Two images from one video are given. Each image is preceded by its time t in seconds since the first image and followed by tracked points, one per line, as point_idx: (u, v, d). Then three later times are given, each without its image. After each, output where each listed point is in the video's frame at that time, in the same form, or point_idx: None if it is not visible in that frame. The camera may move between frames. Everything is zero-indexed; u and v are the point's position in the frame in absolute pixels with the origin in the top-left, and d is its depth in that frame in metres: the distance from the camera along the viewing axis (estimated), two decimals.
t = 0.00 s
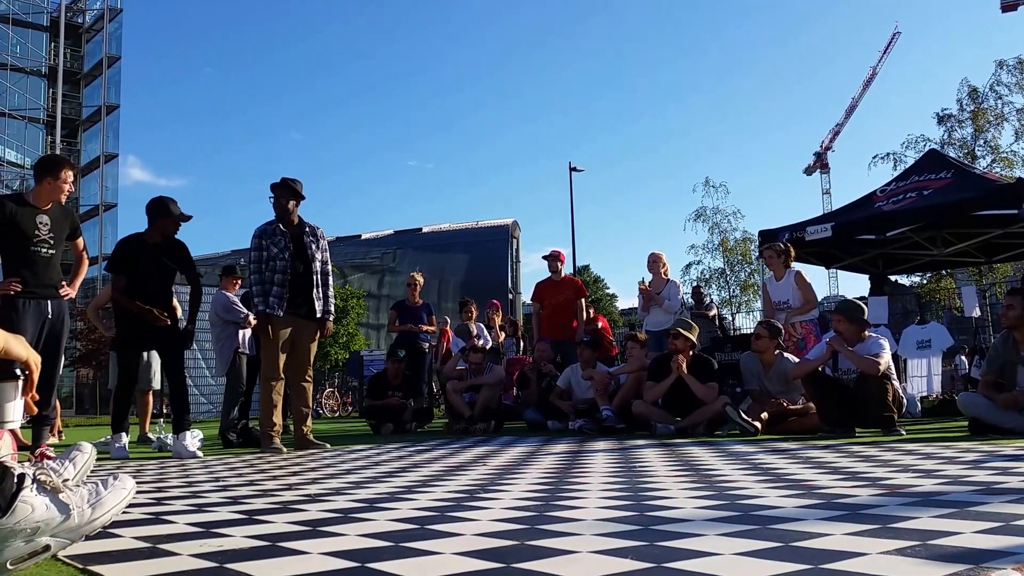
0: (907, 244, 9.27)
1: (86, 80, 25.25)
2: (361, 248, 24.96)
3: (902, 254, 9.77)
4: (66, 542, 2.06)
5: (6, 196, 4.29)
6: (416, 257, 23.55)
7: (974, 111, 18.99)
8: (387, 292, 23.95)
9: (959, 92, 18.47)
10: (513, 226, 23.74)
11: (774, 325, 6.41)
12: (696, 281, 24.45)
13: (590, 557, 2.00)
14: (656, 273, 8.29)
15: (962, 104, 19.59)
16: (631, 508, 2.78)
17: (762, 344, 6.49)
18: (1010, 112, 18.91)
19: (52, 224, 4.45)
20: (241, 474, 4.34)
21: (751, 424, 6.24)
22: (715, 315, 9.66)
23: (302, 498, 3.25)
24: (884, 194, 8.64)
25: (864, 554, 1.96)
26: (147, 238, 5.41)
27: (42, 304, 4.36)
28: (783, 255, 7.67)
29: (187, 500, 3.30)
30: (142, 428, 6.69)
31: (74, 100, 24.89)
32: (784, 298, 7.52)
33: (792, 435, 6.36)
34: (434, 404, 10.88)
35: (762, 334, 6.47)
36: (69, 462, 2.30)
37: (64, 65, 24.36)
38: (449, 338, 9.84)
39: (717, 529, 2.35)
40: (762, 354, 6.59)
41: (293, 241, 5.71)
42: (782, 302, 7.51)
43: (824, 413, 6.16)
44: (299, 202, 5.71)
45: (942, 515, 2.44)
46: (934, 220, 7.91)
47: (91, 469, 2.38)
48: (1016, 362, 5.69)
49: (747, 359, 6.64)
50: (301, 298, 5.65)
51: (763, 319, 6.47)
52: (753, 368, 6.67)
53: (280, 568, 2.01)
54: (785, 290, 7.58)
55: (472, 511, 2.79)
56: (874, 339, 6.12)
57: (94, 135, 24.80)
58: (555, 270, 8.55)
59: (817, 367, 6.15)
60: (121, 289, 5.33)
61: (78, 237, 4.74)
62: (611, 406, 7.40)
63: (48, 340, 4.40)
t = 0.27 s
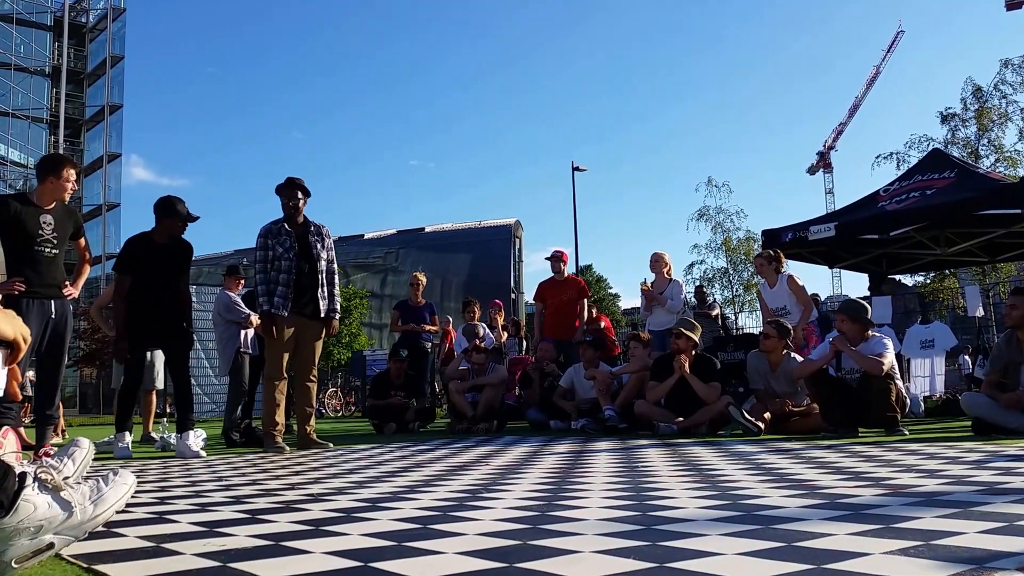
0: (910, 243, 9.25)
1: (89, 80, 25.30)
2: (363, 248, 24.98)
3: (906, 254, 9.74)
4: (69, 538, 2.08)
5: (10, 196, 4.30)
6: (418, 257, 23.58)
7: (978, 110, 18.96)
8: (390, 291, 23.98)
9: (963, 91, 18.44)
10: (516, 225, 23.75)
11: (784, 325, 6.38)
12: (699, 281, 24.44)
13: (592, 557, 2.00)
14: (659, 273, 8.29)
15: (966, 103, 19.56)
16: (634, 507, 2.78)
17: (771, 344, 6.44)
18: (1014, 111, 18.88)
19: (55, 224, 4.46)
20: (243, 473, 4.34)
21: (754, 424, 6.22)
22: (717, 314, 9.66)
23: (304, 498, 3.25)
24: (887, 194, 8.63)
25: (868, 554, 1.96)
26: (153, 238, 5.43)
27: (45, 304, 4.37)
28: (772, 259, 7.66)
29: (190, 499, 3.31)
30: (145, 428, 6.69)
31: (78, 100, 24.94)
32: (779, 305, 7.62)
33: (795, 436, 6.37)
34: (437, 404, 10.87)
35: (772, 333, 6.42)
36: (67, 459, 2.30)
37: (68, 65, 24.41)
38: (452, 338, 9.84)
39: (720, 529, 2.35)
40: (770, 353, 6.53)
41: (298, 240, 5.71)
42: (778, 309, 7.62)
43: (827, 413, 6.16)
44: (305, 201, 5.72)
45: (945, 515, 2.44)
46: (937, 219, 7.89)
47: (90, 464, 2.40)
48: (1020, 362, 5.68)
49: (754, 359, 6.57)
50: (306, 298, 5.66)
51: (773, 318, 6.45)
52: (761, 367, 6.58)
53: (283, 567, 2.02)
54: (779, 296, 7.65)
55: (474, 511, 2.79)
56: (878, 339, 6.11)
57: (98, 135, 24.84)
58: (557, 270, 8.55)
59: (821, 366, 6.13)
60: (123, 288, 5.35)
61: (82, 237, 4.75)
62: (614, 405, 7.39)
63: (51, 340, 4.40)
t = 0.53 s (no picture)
0: (912, 243, 9.23)
1: (92, 80, 25.33)
2: (365, 247, 24.99)
3: (908, 254, 9.72)
4: (69, 534, 2.07)
5: (12, 196, 4.31)
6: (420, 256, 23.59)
7: (981, 111, 18.94)
8: (391, 291, 23.99)
9: (965, 91, 18.42)
10: (518, 225, 23.77)
11: (787, 324, 6.39)
12: (700, 281, 24.43)
13: (594, 557, 2.00)
14: (660, 272, 8.29)
15: (968, 103, 19.54)
16: (635, 507, 2.78)
17: (774, 344, 6.45)
18: (1017, 111, 18.86)
19: (57, 224, 4.46)
20: (245, 473, 4.34)
21: (755, 424, 6.21)
22: (719, 314, 9.66)
23: (306, 498, 3.25)
24: (889, 194, 8.62)
25: (870, 554, 1.96)
26: (174, 241, 5.43)
27: (47, 304, 4.37)
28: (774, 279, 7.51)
29: (192, 499, 3.30)
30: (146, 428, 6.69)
31: (80, 100, 24.97)
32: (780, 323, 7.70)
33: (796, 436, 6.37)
34: (439, 404, 10.87)
35: (774, 333, 6.45)
36: (67, 456, 2.30)
37: (70, 64, 24.44)
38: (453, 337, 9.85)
39: (722, 529, 2.34)
40: (773, 353, 6.51)
41: (307, 246, 5.70)
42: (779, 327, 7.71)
43: (828, 413, 6.17)
44: (315, 207, 5.71)
45: (947, 515, 2.44)
46: (939, 220, 7.89)
47: (90, 462, 2.38)
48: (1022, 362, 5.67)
49: (756, 359, 6.57)
50: (319, 303, 5.62)
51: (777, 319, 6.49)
52: (762, 367, 6.58)
53: (285, 567, 2.02)
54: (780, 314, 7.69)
55: (475, 511, 2.79)
56: (880, 339, 6.10)
57: (100, 135, 24.86)
58: (557, 270, 8.56)
59: (823, 367, 6.13)
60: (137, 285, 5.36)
61: (84, 237, 4.76)
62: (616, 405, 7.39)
63: (52, 340, 4.39)
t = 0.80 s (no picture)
0: (912, 243, 9.22)
1: (92, 80, 25.35)
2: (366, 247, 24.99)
3: (909, 254, 9.71)
4: (69, 533, 2.07)
5: (12, 196, 4.30)
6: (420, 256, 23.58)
7: (981, 110, 18.93)
8: (392, 291, 23.99)
9: (966, 91, 18.42)
10: (518, 225, 23.77)
11: (787, 324, 6.37)
12: (701, 281, 24.42)
13: (595, 558, 2.00)
14: (661, 272, 8.29)
15: (969, 102, 19.53)
16: (636, 507, 2.78)
17: (774, 343, 6.42)
18: (1017, 110, 18.85)
19: (57, 224, 4.45)
20: (245, 473, 4.33)
21: (755, 424, 6.20)
22: (719, 314, 9.66)
23: (306, 498, 3.25)
24: (889, 193, 8.62)
25: (871, 554, 1.96)
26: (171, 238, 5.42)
27: (48, 304, 4.37)
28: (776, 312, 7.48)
29: (193, 499, 3.30)
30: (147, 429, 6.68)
31: (80, 100, 24.98)
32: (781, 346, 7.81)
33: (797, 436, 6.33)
34: (440, 404, 10.86)
35: (775, 333, 6.41)
36: (66, 459, 2.36)
37: (70, 64, 24.45)
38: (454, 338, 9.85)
39: (723, 529, 2.34)
40: (773, 353, 6.52)
41: (320, 239, 5.65)
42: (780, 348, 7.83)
43: (828, 413, 6.18)
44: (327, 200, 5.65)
45: (948, 515, 2.44)
46: (939, 220, 7.89)
47: (89, 464, 2.43)
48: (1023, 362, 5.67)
49: (757, 358, 6.56)
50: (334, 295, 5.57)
51: (777, 318, 6.43)
52: (762, 366, 6.60)
53: (285, 567, 2.01)
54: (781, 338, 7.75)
55: (476, 511, 2.78)
56: (880, 339, 6.10)
57: (101, 136, 24.85)
58: (557, 269, 8.56)
59: (822, 366, 6.14)
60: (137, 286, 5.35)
61: (85, 236, 4.75)
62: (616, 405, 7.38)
63: (54, 339, 4.40)
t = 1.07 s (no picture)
0: (912, 243, 9.21)
1: (92, 80, 25.34)
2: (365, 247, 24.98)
3: (910, 254, 9.70)
4: (70, 533, 2.06)
5: (12, 197, 4.29)
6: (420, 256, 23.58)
7: (981, 110, 18.92)
8: (392, 291, 23.98)
9: (966, 91, 18.41)
10: (518, 226, 23.77)
11: (787, 324, 6.37)
12: (701, 281, 24.42)
13: (595, 558, 1.99)
14: (661, 273, 8.28)
15: (969, 102, 19.51)
16: (636, 507, 2.77)
17: (774, 343, 6.42)
18: (1017, 110, 18.84)
19: (58, 224, 4.44)
20: (245, 473, 4.32)
21: (755, 424, 6.18)
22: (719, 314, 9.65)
23: (306, 498, 3.24)
24: (890, 193, 8.61)
25: (872, 555, 1.95)
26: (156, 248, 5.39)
27: (48, 304, 4.37)
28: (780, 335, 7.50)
29: (192, 499, 3.29)
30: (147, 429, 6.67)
31: (80, 100, 24.97)
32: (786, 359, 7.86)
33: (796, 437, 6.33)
34: (439, 404, 10.86)
35: (775, 332, 6.40)
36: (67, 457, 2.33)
37: (70, 65, 24.45)
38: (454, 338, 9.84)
39: (723, 529, 2.34)
40: (773, 353, 6.51)
41: (334, 236, 5.46)
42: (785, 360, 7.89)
43: (828, 413, 6.17)
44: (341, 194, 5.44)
45: (949, 516, 2.43)
46: (939, 220, 7.87)
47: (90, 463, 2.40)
48: None
49: (756, 358, 6.56)
50: (351, 295, 5.39)
51: (776, 318, 6.43)
52: (762, 366, 6.58)
53: (284, 567, 2.01)
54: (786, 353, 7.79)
55: (476, 511, 2.77)
56: (880, 339, 6.09)
57: (101, 136, 24.83)
58: (557, 270, 8.55)
59: (823, 367, 6.12)
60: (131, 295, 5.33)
61: (87, 237, 4.73)
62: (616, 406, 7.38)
63: (54, 339, 4.39)
